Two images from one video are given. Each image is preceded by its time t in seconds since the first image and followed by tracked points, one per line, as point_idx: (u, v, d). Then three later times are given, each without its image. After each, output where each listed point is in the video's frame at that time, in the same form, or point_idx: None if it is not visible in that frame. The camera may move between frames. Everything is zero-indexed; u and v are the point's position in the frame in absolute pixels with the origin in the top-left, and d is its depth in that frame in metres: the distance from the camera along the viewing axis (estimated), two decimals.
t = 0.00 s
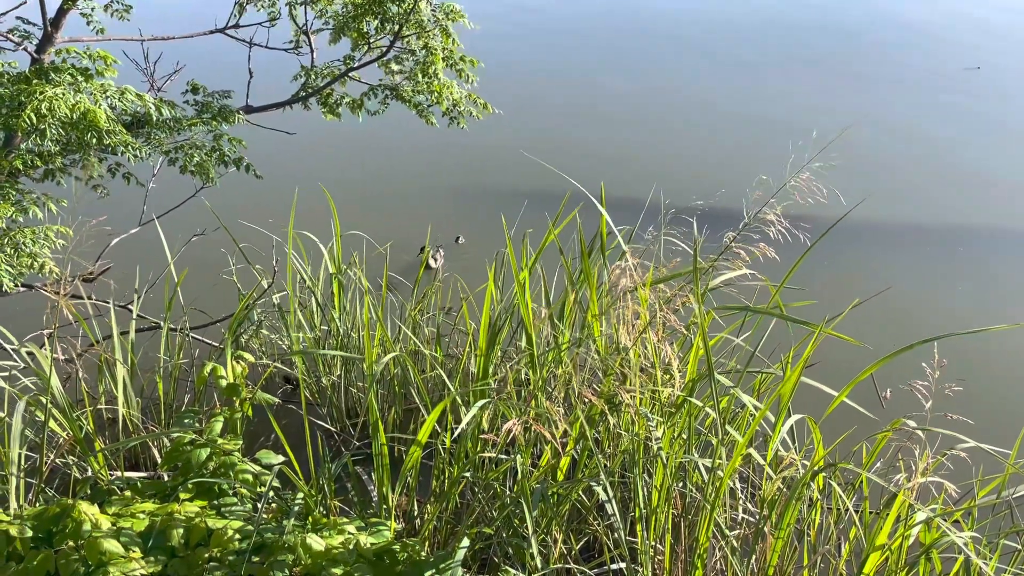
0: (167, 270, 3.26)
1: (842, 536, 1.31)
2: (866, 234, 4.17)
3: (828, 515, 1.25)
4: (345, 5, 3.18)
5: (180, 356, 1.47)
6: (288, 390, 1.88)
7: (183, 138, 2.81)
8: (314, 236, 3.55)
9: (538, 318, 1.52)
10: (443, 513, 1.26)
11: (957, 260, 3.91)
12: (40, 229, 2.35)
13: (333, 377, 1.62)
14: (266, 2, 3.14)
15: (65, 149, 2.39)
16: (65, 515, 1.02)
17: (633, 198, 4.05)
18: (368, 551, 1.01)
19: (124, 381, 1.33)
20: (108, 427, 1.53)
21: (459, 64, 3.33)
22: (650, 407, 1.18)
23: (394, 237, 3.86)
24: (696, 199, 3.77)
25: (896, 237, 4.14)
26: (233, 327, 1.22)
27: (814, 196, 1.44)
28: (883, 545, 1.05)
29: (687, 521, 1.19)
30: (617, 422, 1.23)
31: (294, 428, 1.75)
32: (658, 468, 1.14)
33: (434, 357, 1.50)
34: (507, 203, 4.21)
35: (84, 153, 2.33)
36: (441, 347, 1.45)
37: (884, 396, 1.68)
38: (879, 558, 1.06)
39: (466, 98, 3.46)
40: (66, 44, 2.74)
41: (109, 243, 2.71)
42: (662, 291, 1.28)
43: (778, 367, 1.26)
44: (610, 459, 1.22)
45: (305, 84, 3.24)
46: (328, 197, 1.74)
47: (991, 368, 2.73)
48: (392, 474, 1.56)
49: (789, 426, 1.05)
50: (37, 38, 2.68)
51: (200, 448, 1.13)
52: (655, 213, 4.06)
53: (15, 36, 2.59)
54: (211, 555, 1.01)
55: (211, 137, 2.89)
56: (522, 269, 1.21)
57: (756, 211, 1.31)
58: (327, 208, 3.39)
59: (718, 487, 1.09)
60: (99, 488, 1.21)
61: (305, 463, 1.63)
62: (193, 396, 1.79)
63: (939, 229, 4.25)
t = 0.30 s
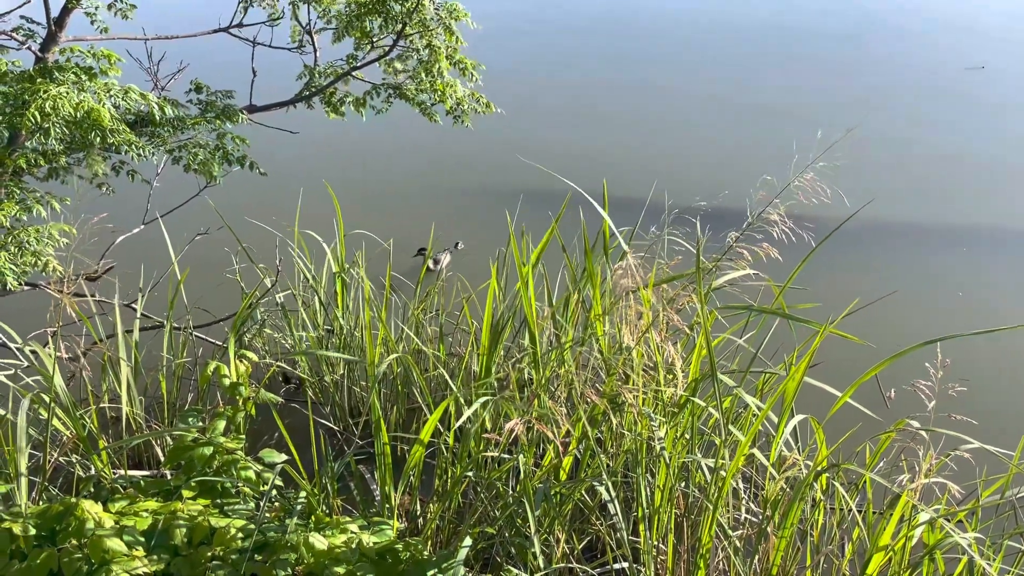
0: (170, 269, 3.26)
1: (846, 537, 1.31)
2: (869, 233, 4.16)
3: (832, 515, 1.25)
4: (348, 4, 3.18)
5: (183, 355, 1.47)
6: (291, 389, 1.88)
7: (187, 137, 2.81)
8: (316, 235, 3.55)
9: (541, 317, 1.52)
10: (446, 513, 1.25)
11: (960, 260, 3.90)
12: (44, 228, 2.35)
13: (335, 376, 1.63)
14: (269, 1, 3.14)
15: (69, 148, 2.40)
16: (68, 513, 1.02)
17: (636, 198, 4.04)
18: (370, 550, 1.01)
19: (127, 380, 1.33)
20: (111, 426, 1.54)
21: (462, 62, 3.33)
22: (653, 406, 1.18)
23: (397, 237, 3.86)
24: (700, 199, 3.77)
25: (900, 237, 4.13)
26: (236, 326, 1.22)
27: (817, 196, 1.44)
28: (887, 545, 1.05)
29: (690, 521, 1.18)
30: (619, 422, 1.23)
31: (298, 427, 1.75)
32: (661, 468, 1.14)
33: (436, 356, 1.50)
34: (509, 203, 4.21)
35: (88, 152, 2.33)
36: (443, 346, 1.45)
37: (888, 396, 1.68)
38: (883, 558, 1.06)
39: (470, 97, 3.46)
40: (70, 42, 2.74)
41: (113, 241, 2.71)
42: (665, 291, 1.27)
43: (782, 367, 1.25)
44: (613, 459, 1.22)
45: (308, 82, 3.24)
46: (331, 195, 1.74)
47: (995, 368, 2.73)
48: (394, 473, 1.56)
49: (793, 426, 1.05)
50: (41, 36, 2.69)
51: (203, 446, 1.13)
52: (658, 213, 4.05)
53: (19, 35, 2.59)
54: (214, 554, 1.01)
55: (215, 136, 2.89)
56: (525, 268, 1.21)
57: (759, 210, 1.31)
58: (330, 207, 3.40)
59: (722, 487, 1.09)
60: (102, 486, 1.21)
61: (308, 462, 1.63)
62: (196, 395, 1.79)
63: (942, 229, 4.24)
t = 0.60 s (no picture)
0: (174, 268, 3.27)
1: (849, 538, 1.31)
2: (872, 234, 4.15)
3: (835, 517, 1.25)
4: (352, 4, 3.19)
5: (187, 354, 1.47)
6: (294, 389, 1.88)
7: (191, 137, 2.81)
8: (320, 234, 3.55)
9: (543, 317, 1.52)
10: (448, 512, 1.26)
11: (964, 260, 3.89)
12: (48, 227, 2.36)
13: (338, 375, 1.63)
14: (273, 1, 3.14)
15: (73, 147, 2.40)
16: (72, 512, 1.02)
17: (639, 198, 4.04)
18: (373, 550, 1.01)
19: (131, 379, 1.34)
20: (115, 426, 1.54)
21: (465, 62, 3.33)
22: (655, 407, 1.18)
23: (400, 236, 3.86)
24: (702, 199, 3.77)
25: (903, 237, 4.13)
26: (239, 326, 1.22)
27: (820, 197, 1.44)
28: (890, 547, 1.05)
29: (693, 521, 1.18)
30: (622, 422, 1.23)
31: (301, 427, 1.75)
32: (664, 468, 1.13)
33: (439, 356, 1.50)
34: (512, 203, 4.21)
35: (92, 152, 2.33)
36: (446, 346, 1.45)
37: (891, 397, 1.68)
38: (886, 560, 1.06)
39: (473, 97, 3.46)
40: (74, 42, 2.75)
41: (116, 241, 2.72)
42: (667, 291, 1.27)
43: (785, 367, 1.25)
44: (616, 459, 1.21)
45: (312, 82, 3.23)
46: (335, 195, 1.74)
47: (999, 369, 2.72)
48: (397, 472, 1.56)
49: (795, 426, 1.05)
50: (45, 36, 2.69)
51: (207, 445, 1.13)
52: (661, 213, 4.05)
53: (24, 35, 2.59)
54: (217, 553, 1.02)
55: (218, 135, 2.89)
56: (527, 267, 1.20)
57: (762, 211, 1.31)
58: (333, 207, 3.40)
59: (725, 488, 1.09)
60: (106, 485, 1.21)
61: (311, 461, 1.64)
62: (199, 394, 1.79)
63: (946, 229, 4.23)
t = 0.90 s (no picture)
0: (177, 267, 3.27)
1: (852, 538, 1.31)
2: (876, 234, 4.15)
3: (839, 517, 1.24)
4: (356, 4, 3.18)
5: (191, 353, 1.47)
6: (298, 387, 1.89)
7: (195, 136, 2.82)
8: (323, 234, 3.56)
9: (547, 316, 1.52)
10: (452, 511, 1.26)
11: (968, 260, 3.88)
12: (52, 226, 2.37)
13: (342, 374, 1.63)
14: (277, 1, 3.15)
15: (77, 146, 2.41)
16: (76, 510, 1.02)
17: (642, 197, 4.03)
18: (376, 548, 1.01)
19: (135, 377, 1.34)
20: (119, 424, 1.54)
21: (470, 62, 3.33)
22: (659, 406, 1.18)
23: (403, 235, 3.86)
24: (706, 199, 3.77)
25: (908, 237, 4.12)
26: (243, 325, 1.22)
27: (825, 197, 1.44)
28: (894, 547, 1.05)
29: (696, 520, 1.18)
30: (626, 422, 1.23)
31: (304, 425, 1.75)
32: (668, 468, 1.13)
33: (442, 355, 1.51)
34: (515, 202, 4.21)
35: (96, 151, 2.34)
36: (450, 345, 1.45)
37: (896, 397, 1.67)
38: (890, 560, 1.06)
39: (477, 97, 3.45)
40: (79, 41, 2.75)
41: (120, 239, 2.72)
42: (671, 290, 1.27)
43: (789, 367, 1.25)
44: (619, 458, 1.21)
45: (316, 82, 3.26)
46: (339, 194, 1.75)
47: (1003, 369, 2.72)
48: (401, 471, 1.57)
49: (799, 426, 1.04)
50: (50, 35, 2.70)
51: (211, 444, 1.14)
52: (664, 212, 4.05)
53: (29, 34, 2.60)
54: (221, 551, 1.02)
55: (222, 135, 2.90)
56: (531, 265, 1.20)
57: (766, 211, 1.31)
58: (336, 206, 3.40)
59: (728, 487, 1.09)
60: (110, 484, 1.21)
61: (315, 459, 1.64)
62: (203, 393, 1.80)
63: (951, 230, 4.22)
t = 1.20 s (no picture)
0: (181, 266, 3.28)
1: (856, 538, 1.31)
2: (880, 233, 4.14)
3: (842, 516, 1.24)
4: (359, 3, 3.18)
5: (195, 353, 1.47)
6: (302, 387, 1.89)
7: (198, 135, 2.82)
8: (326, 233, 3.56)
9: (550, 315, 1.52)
10: (455, 510, 1.26)
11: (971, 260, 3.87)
12: (56, 225, 2.37)
13: (345, 373, 1.63)
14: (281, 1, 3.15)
15: (81, 145, 2.41)
16: (80, 509, 1.02)
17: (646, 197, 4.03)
18: (379, 548, 1.02)
19: (140, 376, 1.34)
20: (123, 423, 1.54)
21: (473, 61, 3.33)
22: (662, 406, 1.18)
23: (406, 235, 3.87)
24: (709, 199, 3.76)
25: (911, 237, 4.11)
26: (247, 324, 1.22)
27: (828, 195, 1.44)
28: (897, 547, 1.04)
29: (699, 520, 1.18)
30: (629, 421, 1.23)
31: (308, 424, 1.76)
32: (671, 467, 1.13)
33: (445, 354, 1.51)
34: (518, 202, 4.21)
35: (100, 150, 2.35)
36: (453, 344, 1.45)
37: (900, 396, 1.67)
38: (894, 560, 1.05)
39: (480, 96, 3.45)
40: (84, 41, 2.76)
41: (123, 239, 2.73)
42: (674, 289, 1.27)
43: (793, 367, 1.24)
44: (622, 458, 1.21)
45: (320, 81, 3.26)
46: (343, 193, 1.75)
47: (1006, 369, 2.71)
48: (404, 470, 1.57)
49: (802, 426, 1.04)
50: (54, 35, 2.70)
51: (214, 444, 1.13)
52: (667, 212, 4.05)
53: (34, 33, 2.60)
54: (224, 550, 1.02)
55: (226, 134, 2.90)
56: (535, 264, 1.20)
57: (769, 209, 1.31)
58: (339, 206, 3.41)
59: (731, 487, 1.09)
60: (114, 483, 1.21)
61: (319, 458, 1.64)
62: (207, 392, 1.80)
63: (956, 230, 4.20)
